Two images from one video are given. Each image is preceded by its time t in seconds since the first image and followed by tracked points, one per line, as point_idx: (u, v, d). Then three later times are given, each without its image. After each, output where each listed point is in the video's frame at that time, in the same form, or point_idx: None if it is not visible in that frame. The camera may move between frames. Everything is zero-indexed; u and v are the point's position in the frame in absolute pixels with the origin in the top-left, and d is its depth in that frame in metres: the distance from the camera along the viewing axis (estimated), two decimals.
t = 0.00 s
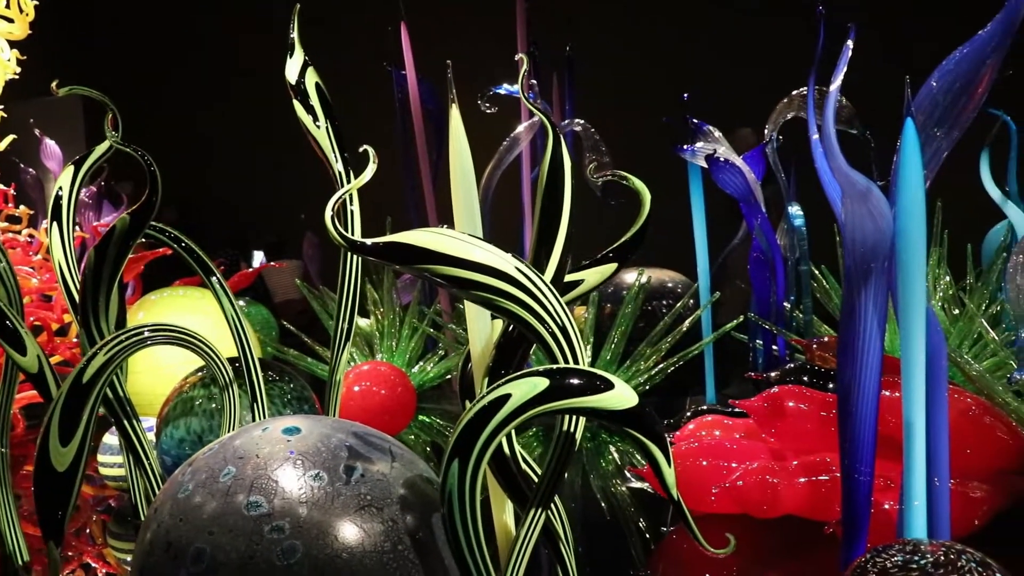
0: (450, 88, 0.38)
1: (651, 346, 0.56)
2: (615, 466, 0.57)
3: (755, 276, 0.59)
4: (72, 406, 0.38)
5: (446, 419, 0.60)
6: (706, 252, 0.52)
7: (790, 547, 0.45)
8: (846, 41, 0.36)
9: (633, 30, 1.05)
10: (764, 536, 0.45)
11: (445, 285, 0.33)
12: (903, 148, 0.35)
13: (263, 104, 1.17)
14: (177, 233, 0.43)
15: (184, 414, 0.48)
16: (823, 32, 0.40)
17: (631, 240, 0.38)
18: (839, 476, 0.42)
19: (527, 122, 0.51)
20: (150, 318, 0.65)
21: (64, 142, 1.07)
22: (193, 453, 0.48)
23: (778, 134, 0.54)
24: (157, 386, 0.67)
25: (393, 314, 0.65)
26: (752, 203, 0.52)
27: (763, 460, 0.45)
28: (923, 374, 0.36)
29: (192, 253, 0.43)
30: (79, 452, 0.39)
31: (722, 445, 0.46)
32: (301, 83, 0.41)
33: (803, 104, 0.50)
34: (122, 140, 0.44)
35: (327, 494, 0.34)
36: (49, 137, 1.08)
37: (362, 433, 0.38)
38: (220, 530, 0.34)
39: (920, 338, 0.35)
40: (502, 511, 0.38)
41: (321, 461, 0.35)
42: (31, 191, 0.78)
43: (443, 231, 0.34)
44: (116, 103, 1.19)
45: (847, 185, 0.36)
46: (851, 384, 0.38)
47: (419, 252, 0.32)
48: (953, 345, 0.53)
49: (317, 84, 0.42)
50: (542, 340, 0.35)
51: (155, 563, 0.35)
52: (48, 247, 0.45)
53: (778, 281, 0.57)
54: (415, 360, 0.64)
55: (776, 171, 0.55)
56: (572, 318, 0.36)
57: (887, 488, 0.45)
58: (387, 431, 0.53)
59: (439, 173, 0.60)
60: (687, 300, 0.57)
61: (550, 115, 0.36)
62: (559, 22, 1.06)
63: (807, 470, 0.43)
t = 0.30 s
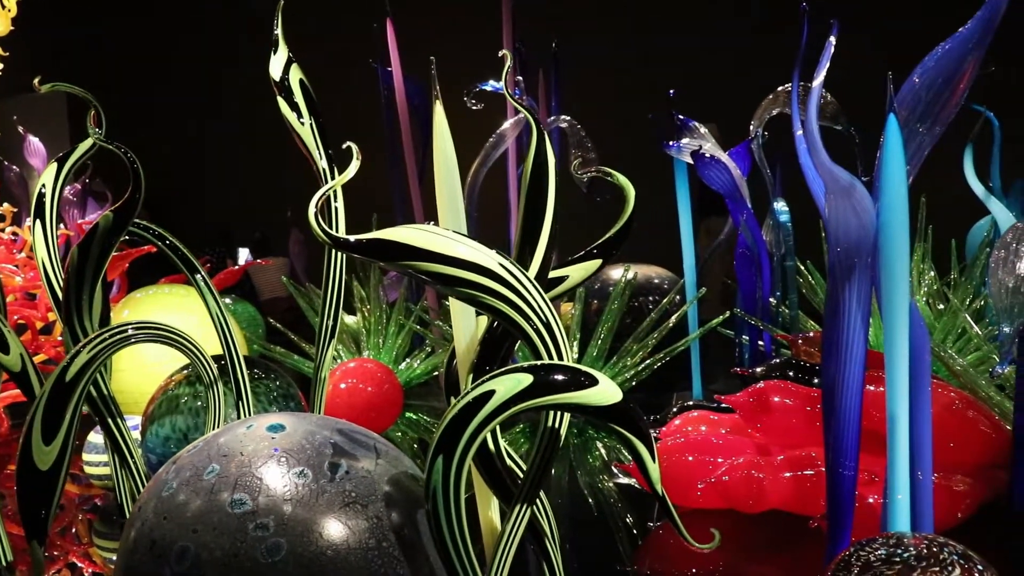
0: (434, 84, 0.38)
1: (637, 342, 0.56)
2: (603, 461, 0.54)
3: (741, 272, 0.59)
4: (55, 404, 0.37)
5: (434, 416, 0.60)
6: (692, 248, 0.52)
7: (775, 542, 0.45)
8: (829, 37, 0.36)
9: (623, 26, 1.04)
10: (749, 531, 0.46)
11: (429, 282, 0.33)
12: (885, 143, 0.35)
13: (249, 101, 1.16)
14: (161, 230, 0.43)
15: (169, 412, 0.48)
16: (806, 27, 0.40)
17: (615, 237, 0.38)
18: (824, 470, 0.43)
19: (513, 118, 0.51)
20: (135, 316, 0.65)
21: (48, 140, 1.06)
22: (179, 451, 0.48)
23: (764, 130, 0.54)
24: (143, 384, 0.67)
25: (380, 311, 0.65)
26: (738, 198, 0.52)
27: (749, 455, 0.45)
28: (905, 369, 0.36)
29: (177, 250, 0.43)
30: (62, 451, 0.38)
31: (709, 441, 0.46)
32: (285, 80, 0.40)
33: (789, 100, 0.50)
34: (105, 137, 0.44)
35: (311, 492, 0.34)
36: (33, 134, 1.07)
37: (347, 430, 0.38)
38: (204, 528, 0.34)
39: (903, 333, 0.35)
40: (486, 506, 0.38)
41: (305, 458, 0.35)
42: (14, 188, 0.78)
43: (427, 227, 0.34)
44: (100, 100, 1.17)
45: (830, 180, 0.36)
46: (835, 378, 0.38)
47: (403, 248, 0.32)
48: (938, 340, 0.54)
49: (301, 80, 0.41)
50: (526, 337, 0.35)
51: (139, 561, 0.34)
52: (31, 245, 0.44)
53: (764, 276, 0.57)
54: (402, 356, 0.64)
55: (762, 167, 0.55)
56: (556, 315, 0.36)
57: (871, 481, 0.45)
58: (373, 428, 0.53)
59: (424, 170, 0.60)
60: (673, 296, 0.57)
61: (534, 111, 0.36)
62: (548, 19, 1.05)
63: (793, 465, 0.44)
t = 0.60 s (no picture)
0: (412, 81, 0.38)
1: (618, 337, 0.57)
2: (585, 457, 0.55)
3: (721, 267, 0.59)
4: (33, 402, 0.37)
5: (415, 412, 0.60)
6: (672, 244, 0.52)
7: (754, 534, 0.45)
8: (805, 32, 0.37)
9: (605, 22, 1.03)
10: (728, 524, 0.46)
11: (407, 278, 0.33)
12: (861, 138, 0.35)
13: (228, 98, 1.15)
14: (139, 228, 0.43)
15: (149, 410, 0.47)
16: (784, 23, 0.40)
17: (593, 232, 0.38)
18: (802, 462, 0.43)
19: (493, 114, 0.51)
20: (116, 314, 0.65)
21: (25, 139, 1.05)
22: (159, 450, 0.48)
23: (743, 125, 0.55)
24: (123, 382, 0.68)
25: (361, 307, 0.66)
26: (718, 194, 0.52)
27: (729, 448, 0.45)
28: (881, 362, 0.36)
29: (155, 248, 0.42)
30: (39, 451, 0.38)
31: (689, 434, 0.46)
32: (263, 76, 0.40)
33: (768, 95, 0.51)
34: (81, 134, 0.43)
35: (290, 488, 0.34)
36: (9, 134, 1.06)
37: (327, 426, 0.38)
38: (183, 526, 0.33)
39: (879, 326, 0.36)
40: (466, 501, 0.38)
41: (284, 455, 0.35)
42: None
43: (405, 223, 0.33)
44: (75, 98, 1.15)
45: (806, 175, 0.36)
46: (813, 372, 0.39)
47: (379, 244, 0.32)
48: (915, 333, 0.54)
49: (279, 77, 0.41)
50: (504, 333, 0.35)
51: (118, 560, 0.34)
52: (7, 244, 0.44)
53: (743, 271, 0.57)
54: (383, 353, 0.64)
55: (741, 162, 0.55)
56: (534, 310, 0.36)
57: (849, 473, 0.45)
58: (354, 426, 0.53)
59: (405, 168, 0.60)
60: (654, 291, 0.58)
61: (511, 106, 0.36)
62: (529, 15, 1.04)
63: (772, 458, 0.44)
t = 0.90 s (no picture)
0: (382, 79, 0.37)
1: (591, 334, 0.57)
2: (558, 455, 0.58)
3: (693, 264, 0.60)
4: None
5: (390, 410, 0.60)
6: (645, 242, 0.52)
7: (725, 530, 0.46)
8: (772, 31, 0.37)
9: (582, 22, 1.04)
10: (699, 520, 0.46)
11: (377, 276, 0.33)
12: (828, 137, 0.36)
13: (203, 96, 1.14)
14: (109, 226, 0.42)
15: (120, 410, 0.47)
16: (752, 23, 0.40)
17: (563, 230, 0.38)
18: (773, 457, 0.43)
19: (466, 113, 0.52)
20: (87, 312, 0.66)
21: None
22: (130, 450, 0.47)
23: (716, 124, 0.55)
24: (94, 381, 0.68)
25: (334, 305, 0.66)
26: (690, 192, 0.52)
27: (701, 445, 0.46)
28: (849, 358, 0.37)
29: (124, 246, 0.42)
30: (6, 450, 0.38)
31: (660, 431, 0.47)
32: (233, 74, 0.40)
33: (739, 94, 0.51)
34: (49, 131, 0.43)
35: (260, 487, 0.34)
36: None
37: (298, 425, 0.38)
38: (152, 526, 0.33)
39: (846, 323, 0.36)
40: (438, 499, 0.38)
41: (254, 454, 0.35)
42: None
43: (375, 222, 0.33)
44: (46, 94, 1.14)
45: (774, 172, 0.36)
46: (781, 368, 0.39)
47: (349, 241, 0.32)
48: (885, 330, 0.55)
49: (250, 74, 0.41)
50: (474, 331, 0.35)
51: (86, 561, 0.34)
52: None
53: (715, 268, 0.58)
54: (357, 351, 0.64)
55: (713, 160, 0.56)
56: (504, 307, 0.36)
57: (819, 468, 0.46)
58: (327, 424, 0.53)
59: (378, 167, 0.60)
60: (627, 289, 0.58)
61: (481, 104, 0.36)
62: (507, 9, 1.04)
63: (743, 454, 0.44)
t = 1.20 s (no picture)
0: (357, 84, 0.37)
1: (568, 337, 0.58)
2: (536, 458, 0.58)
3: (670, 268, 0.60)
4: None
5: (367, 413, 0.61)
6: (622, 245, 0.52)
7: (702, 533, 0.46)
8: (745, 37, 0.37)
9: (563, 26, 1.04)
10: (675, 523, 0.46)
11: (351, 281, 0.33)
12: (801, 141, 0.36)
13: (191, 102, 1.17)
14: (83, 230, 0.42)
15: (95, 415, 0.47)
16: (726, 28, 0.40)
17: (538, 234, 0.38)
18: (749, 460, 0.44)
19: (443, 117, 0.52)
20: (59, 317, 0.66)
21: None
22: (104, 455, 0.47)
23: (692, 129, 0.55)
24: (67, 385, 0.69)
25: (311, 309, 0.66)
26: (666, 196, 0.53)
27: (677, 447, 0.46)
28: (822, 360, 0.37)
29: (99, 250, 0.41)
30: None
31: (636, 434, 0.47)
32: (209, 78, 0.39)
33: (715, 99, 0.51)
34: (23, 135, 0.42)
35: (234, 492, 0.34)
36: None
37: (274, 430, 0.37)
38: (125, 531, 0.33)
39: (819, 325, 0.37)
40: (413, 502, 0.38)
41: (229, 458, 0.35)
42: None
43: (350, 226, 0.33)
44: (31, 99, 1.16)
45: (747, 176, 0.37)
46: (755, 371, 0.39)
47: (324, 246, 0.32)
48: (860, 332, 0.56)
49: (225, 78, 0.40)
50: (449, 335, 0.35)
51: (58, 568, 0.34)
52: None
53: (692, 272, 0.58)
54: (335, 355, 0.64)
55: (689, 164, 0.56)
56: (479, 311, 0.36)
57: (794, 470, 0.46)
58: (304, 429, 0.53)
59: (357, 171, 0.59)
60: (604, 293, 0.58)
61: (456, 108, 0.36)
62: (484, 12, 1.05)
63: (719, 457, 0.44)
